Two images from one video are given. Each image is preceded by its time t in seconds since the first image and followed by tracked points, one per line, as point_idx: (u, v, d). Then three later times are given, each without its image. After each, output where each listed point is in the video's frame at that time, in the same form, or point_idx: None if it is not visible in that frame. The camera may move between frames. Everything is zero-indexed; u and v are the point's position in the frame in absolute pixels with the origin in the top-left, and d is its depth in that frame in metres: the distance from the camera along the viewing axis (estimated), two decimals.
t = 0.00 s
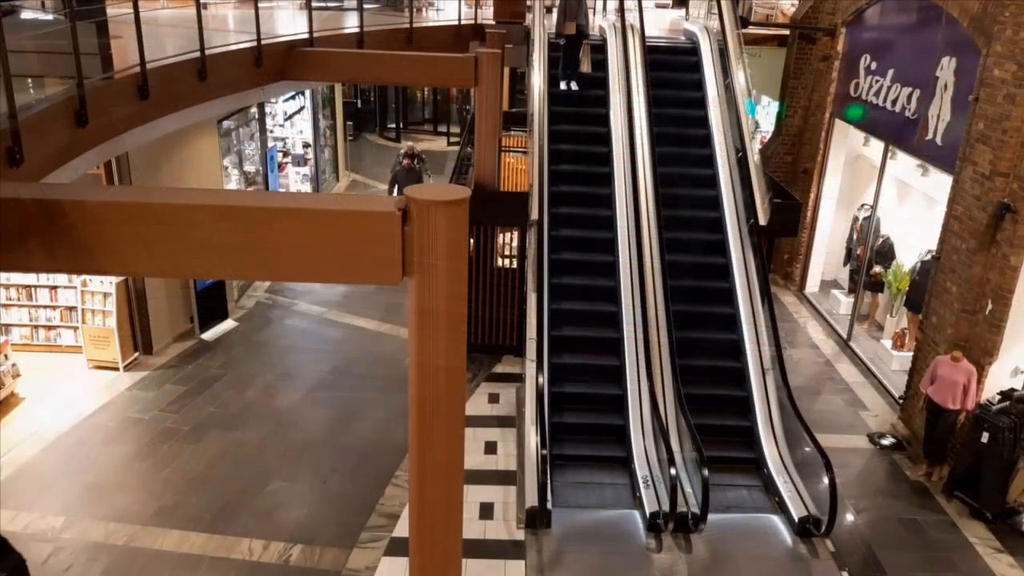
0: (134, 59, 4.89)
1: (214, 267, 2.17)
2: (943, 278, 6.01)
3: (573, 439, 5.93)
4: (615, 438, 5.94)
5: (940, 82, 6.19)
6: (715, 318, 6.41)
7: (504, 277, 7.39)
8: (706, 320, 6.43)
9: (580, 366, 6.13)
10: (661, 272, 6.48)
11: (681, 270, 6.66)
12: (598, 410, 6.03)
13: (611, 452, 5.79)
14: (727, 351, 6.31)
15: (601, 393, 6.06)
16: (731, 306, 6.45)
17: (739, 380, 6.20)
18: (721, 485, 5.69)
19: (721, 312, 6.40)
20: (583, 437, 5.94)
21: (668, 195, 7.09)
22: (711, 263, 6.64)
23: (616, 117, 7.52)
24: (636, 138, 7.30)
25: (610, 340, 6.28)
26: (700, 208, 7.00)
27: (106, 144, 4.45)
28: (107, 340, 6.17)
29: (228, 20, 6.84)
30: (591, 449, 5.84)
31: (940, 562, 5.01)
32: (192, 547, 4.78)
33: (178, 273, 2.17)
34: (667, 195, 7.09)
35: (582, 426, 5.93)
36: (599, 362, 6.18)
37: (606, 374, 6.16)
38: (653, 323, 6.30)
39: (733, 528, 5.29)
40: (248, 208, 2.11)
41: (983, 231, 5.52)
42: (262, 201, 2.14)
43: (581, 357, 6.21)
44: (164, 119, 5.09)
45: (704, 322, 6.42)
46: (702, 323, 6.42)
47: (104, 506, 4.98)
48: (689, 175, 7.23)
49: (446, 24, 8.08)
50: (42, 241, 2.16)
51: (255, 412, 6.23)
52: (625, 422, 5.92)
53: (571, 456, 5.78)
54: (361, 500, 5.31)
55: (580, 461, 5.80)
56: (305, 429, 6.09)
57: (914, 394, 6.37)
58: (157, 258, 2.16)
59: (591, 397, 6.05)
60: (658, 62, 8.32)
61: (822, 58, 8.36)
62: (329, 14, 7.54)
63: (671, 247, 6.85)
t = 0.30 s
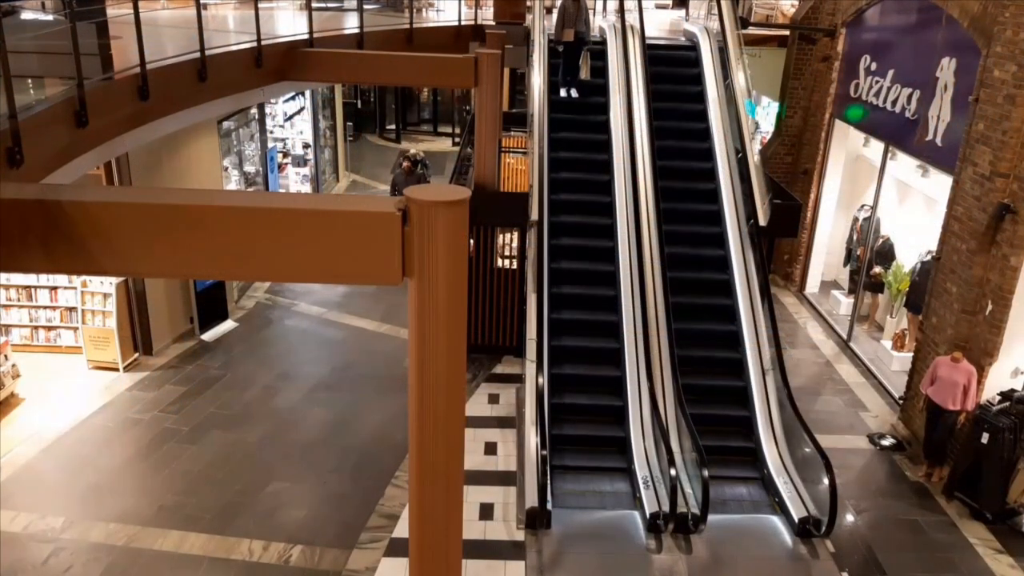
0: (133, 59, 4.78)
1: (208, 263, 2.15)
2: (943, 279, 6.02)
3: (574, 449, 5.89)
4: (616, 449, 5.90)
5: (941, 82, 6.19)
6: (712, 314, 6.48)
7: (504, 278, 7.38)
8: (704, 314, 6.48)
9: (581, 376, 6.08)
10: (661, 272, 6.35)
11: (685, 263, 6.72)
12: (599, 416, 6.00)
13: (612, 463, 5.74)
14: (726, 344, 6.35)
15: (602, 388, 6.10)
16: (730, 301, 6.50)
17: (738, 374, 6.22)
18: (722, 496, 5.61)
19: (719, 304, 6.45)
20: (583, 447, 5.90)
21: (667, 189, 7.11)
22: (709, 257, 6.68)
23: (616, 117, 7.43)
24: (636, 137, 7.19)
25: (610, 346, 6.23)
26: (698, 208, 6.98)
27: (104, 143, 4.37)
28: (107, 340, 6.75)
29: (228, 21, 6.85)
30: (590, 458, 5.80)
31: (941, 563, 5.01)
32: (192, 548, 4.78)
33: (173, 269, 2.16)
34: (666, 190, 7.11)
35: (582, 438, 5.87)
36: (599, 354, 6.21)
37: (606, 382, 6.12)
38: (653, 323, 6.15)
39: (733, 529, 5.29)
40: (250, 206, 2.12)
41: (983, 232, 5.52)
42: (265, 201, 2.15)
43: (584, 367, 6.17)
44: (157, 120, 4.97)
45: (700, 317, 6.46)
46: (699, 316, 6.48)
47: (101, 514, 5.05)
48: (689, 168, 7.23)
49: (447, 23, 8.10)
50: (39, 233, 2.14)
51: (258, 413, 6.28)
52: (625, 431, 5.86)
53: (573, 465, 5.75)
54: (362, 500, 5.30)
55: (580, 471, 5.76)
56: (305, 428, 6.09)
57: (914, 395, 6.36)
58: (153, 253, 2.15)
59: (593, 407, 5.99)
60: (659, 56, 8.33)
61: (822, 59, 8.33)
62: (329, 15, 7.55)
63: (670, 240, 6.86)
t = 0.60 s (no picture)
0: (134, 59, 4.77)
1: (209, 264, 2.15)
2: (943, 279, 6.02)
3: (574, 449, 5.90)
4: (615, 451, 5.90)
5: (941, 83, 6.19)
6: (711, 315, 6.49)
7: (504, 278, 7.39)
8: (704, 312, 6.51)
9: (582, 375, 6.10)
10: (661, 273, 6.35)
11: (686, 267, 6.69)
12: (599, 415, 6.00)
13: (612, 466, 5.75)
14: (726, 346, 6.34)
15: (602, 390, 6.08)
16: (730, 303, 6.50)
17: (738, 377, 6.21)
18: (721, 490, 5.66)
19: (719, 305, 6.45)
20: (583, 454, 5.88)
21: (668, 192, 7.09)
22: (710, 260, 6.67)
23: (616, 117, 7.42)
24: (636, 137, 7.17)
25: (610, 345, 6.23)
26: (698, 209, 6.98)
27: (105, 142, 4.34)
28: (108, 341, 6.75)
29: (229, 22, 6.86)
30: (589, 457, 5.82)
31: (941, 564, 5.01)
32: (193, 548, 4.78)
33: (174, 270, 2.15)
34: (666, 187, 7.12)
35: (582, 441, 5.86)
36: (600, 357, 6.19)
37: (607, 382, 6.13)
38: (653, 323, 6.14)
39: (733, 530, 5.28)
40: (250, 206, 2.11)
41: (984, 232, 5.52)
42: (264, 201, 2.14)
43: (584, 369, 6.17)
44: (157, 121, 4.93)
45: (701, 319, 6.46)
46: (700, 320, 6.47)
47: (102, 514, 5.05)
48: (690, 170, 7.22)
49: (446, 24, 8.11)
50: (39, 235, 2.14)
51: (257, 415, 6.25)
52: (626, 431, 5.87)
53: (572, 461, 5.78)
54: (363, 500, 5.30)
55: (580, 471, 5.77)
56: (305, 429, 6.09)
57: (914, 396, 6.36)
58: (154, 253, 2.14)
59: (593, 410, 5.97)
60: (659, 55, 8.33)
61: (822, 59, 8.34)
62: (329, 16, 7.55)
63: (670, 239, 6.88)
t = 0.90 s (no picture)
0: (134, 59, 4.76)
1: (209, 264, 2.15)
2: (943, 280, 6.02)
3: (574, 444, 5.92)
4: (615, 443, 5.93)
5: (942, 83, 6.18)
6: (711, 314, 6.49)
7: (504, 278, 7.39)
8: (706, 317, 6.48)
9: (582, 370, 6.11)
10: (660, 271, 6.34)
11: (686, 269, 6.68)
12: (599, 412, 6.01)
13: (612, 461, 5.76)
14: (726, 350, 6.32)
15: (601, 387, 6.09)
16: (730, 304, 6.49)
17: (738, 380, 6.20)
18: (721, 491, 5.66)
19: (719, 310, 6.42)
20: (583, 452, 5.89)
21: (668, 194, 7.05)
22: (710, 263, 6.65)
23: (616, 116, 7.42)
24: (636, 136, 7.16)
25: (610, 345, 6.22)
26: (698, 209, 6.97)
27: (105, 143, 4.33)
28: (107, 341, 6.75)
29: (229, 22, 6.85)
30: (589, 452, 5.84)
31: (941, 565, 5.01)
32: (193, 548, 4.78)
33: (173, 270, 2.15)
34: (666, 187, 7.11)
35: (582, 435, 5.88)
36: (601, 353, 6.21)
37: (607, 379, 6.13)
38: (653, 323, 6.13)
39: (733, 531, 5.28)
40: (250, 207, 2.11)
41: (985, 233, 5.51)
42: (265, 201, 2.14)
43: (583, 367, 6.17)
44: (157, 122, 4.93)
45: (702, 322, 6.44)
46: (700, 322, 6.45)
47: (102, 515, 5.05)
48: (690, 170, 7.22)
49: (446, 24, 8.11)
50: (39, 235, 2.14)
51: (257, 415, 6.25)
52: (625, 427, 5.87)
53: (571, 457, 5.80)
54: (363, 500, 5.31)
55: (580, 472, 5.77)
56: (305, 430, 6.09)
57: (914, 396, 6.37)
58: (155, 254, 2.14)
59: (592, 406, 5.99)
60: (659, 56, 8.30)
61: (822, 60, 8.34)
62: (329, 16, 7.55)
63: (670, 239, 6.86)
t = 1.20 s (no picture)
0: (135, 60, 4.75)
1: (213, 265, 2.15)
2: (944, 281, 6.01)
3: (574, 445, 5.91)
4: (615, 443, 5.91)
5: (942, 84, 6.18)
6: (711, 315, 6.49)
7: (504, 279, 7.39)
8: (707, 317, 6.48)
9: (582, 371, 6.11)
10: (661, 267, 6.33)
11: (687, 269, 6.68)
12: (599, 413, 6.00)
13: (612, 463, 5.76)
14: (727, 350, 6.32)
15: (601, 385, 6.09)
16: (731, 304, 6.49)
17: (739, 380, 6.20)
18: (722, 496, 5.64)
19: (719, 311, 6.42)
20: (584, 453, 5.88)
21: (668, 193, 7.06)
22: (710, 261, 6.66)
23: (615, 116, 7.42)
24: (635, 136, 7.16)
25: (610, 346, 6.22)
26: (698, 210, 6.96)
27: (103, 143, 4.30)
28: (107, 342, 6.75)
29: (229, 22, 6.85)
30: (589, 453, 5.83)
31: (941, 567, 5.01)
32: (192, 549, 4.78)
33: (173, 271, 2.15)
34: (666, 187, 7.10)
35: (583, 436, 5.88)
36: (601, 352, 6.20)
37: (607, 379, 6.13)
38: (654, 323, 6.13)
39: (733, 532, 5.28)
40: (254, 208, 2.11)
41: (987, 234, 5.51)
42: (264, 202, 2.14)
43: (584, 368, 6.16)
44: (157, 122, 4.91)
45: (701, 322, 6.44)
46: (700, 323, 6.44)
47: (102, 517, 5.04)
48: (690, 170, 7.21)
49: (446, 25, 8.11)
50: (39, 236, 2.13)
51: (257, 417, 6.25)
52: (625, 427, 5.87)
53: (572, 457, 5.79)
54: (363, 501, 5.30)
55: (581, 473, 5.76)
56: (305, 431, 6.09)
57: (914, 397, 6.36)
58: (156, 255, 2.14)
59: (592, 407, 5.97)
60: (659, 57, 8.27)
61: (822, 61, 8.35)
62: (330, 17, 7.55)
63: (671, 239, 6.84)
